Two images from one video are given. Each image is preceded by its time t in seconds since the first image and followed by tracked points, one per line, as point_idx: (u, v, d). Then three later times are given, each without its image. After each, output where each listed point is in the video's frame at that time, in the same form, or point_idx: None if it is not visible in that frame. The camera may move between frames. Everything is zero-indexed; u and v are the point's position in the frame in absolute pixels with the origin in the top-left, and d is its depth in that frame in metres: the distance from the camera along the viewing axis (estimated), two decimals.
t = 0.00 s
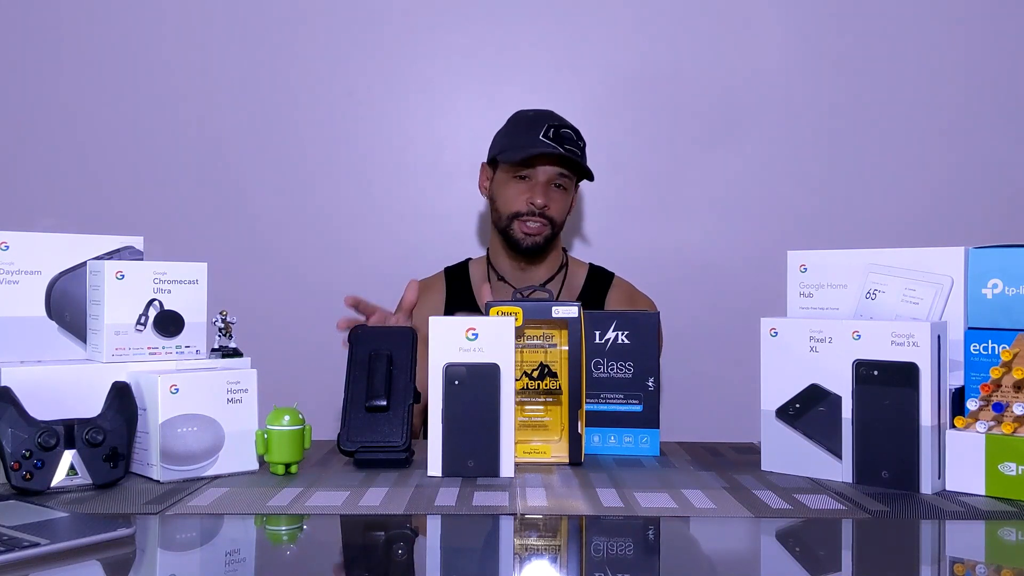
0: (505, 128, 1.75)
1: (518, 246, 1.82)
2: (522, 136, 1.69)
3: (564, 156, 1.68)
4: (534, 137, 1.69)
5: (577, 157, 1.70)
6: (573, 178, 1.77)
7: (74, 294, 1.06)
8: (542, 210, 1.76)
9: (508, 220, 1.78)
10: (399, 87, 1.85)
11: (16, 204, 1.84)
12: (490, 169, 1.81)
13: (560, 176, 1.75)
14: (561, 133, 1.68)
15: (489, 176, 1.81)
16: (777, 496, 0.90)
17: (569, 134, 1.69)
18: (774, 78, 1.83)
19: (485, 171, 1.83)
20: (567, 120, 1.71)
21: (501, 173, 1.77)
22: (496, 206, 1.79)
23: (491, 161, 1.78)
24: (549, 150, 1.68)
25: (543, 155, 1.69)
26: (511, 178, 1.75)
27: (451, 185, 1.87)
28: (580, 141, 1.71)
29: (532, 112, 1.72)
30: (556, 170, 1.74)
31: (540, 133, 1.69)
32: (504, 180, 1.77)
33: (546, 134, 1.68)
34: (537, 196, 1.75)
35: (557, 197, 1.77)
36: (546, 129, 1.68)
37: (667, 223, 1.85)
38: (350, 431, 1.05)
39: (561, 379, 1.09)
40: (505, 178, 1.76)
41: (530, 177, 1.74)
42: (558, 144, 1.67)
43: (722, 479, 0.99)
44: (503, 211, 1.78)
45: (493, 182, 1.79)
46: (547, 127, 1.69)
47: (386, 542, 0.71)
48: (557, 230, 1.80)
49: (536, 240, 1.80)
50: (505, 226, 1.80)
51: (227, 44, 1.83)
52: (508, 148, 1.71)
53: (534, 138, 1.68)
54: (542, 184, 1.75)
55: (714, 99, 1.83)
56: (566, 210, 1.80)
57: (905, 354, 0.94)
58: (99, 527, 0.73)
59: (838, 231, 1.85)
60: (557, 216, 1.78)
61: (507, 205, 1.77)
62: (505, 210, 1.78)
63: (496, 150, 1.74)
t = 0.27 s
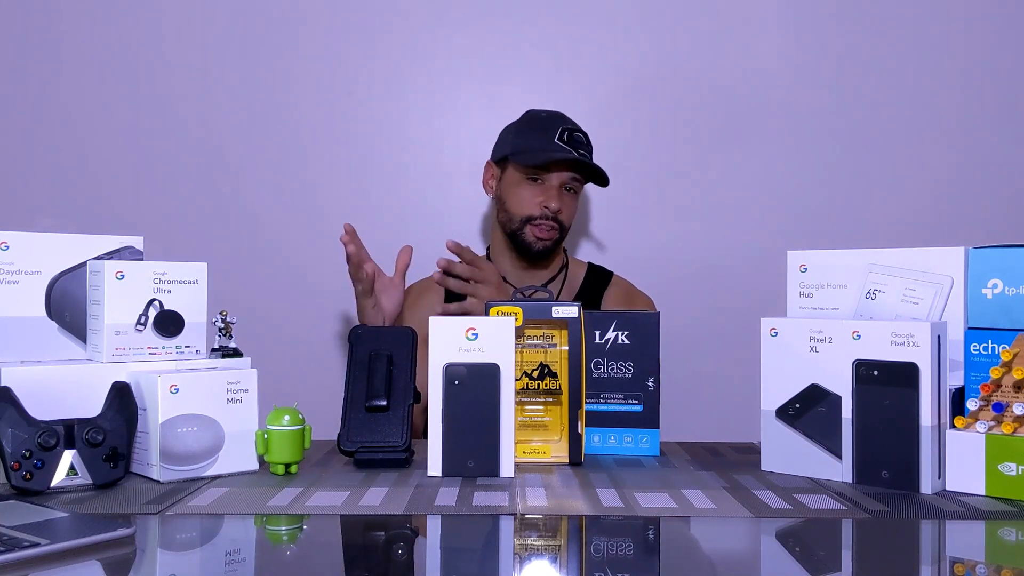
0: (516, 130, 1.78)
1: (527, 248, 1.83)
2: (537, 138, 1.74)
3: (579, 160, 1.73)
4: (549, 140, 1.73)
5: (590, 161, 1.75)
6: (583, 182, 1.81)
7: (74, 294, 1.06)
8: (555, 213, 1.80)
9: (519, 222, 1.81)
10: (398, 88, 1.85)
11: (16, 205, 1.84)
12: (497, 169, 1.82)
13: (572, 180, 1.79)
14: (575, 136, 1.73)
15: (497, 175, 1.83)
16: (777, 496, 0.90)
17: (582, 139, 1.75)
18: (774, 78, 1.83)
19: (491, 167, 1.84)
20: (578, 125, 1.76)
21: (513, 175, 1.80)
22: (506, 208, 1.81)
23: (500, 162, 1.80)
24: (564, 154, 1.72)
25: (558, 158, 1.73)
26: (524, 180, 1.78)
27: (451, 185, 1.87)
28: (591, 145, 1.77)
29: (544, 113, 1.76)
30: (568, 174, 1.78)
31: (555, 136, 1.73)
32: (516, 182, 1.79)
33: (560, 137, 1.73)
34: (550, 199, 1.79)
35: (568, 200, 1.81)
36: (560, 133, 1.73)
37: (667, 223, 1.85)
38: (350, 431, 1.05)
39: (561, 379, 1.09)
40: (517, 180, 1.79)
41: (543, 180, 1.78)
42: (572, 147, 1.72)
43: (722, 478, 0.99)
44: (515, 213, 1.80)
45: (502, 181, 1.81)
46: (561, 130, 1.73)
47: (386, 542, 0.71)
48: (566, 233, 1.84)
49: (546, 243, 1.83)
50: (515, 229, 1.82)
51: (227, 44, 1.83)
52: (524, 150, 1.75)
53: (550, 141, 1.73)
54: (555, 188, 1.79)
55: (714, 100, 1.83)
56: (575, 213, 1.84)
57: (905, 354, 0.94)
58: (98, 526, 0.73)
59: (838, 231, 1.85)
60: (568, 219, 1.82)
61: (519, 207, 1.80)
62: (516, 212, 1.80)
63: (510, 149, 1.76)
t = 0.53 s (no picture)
0: (509, 132, 1.80)
1: (520, 248, 1.84)
2: (528, 139, 1.77)
3: (570, 160, 1.75)
4: (541, 141, 1.77)
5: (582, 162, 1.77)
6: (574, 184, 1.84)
7: (74, 294, 1.06)
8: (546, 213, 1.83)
9: (512, 222, 1.83)
10: (398, 87, 1.85)
11: (16, 205, 1.84)
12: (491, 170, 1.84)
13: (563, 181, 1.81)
14: (566, 137, 1.76)
15: (490, 176, 1.84)
16: (777, 496, 0.90)
17: (574, 140, 1.78)
18: (774, 78, 1.83)
19: (485, 170, 1.85)
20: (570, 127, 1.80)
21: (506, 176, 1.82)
22: (499, 208, 1.83)
23: (494, 163, 1.82)
24: (555, 155, 1.75)
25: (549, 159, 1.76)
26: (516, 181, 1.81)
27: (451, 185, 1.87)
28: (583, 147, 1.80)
29: (538, 115, 1.79)
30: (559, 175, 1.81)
31: (547, 136, 1.77)
32: (508, 182, 1.81)
33: (552, 138, 1.76)
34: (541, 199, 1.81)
35: (560, 201, 1.83)
36: (552, 134, 1.76)
37: (667, 223, 1.85)
38: (350, 431, 1.05)
39: (561, 379, 1.09)
40: (510, 180, 1.81)
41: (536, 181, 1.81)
42: (563, 148, 1.75)
43: (722, 479, 0.98)
44: (508, 213, 1.82)
45: (496, 182, 1.82)
46: (553, 131, 1.77)
47: (386, 542, 0.71)
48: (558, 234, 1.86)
49: (539, 243, 1.84)
50: (508, 228, 1.83)
51: (227, 44, 1.83)
52: (516, 152, 1.78)
53: (542, 143, 1.76)
54: (547, 189, 1.81)
55: (714, 100, 1.83)
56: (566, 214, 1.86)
57: (905, 354, 0.94)
58: (98, 526, 0.73)
59: (838, 231, 1.85)
60: (559, 220, 1.84)
61: (512, 207, 1.82)
62: (509, 212, 1.82)
63: (503, 150, 1.79)
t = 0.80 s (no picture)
0: (493, 129, 1.75)
1: (512, 245, 1.82)
2: (511, 134, 1.70)
3: (554, 154, 1.68)
4: (523, 136, 1.69)
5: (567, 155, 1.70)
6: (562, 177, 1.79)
7: (74, 293, 1.06)
8: (535, 208, 1.77)
9: (502, 220, 1.79)
10: (398, 87, 1.85)
11: (16, 205, 1.84)
12: (480, 169, 1.81)
13: (551, 175, 1.77)
14: (550, 131, 1.69)
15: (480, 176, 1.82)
16: (777, 496, 0.90)
17: (558, 133, 1.70)
18: (774, 78, 1.83)
19: (475, 171, 1.83)
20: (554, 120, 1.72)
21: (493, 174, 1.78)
22: (489, 206, 1.80)
23: (481, 162, 1.78)
24: (539, 149, 1.68)
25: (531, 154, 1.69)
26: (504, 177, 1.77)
27: (450, 185, 1.87)
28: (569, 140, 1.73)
29: (522, 112, 1.72)
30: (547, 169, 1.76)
31: (530, 132, 1.69)
32: (496, 180, 1.77)
33: (535, 133, 1.69)
34: (529, 195, 1.76)
35: (549, 195, 1.78)
36: (535, 128, 1.69)
37: (666, 223, 1.85)
38: (350, 431, 1.05)
39: (560, 379, 1.09)
40: (497, 178, 1.77)
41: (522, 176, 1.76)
42: (547, 142, 1.67)
43: (722, 479, 0.98)
44: (497, 211, 1.79)
45: (484, 181, 1.79)
46: (536, 125, 1.69)
47: (386, 542, 0.71)
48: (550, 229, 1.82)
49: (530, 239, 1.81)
50: (499, 226, 1.80)
51: (227, 44, 1.83)
52: (498, 150, 1.71)
53: (524, 137, 1.69)
54: (534, 183, 1.76)
55: (714, 99, 1.83)
56: (557, 208, 1.82)
57: (905, 354, 0.94)
58: (98, 527, 0.73)
59: (837, 231, 1.85)
60: (549, 214, 1.80)
61: (500, 205, 1.78)
62: (499, 210, 1.78)
63: (488, 150, 1.74)
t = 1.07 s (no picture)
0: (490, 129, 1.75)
1: (509, 245, 1.83)
2: (505, 134, 1.70)
3: (549, 154, 1.68)
4: (518, 137, 1.69)
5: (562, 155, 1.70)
6: (559, 177, 1.79)
7: (74, 294, 1.06)
8: (531, 208, 1.78)
9: (498, 220, 1.80)
10: (398, 88, 1.85)
11: (16, 205, 1.84)
12: (477, 170, 1.81)
13: (547, 175, 1.77)
14: (545, 131, 1.69)
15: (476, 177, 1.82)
16: (777, 496, 0.90)
17: (554, 133, 1.70)
18: (774, 78, 1.83)
19: (473, 171, 1.83)
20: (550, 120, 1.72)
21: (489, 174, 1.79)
22: (485, 207, 1.81)
23: (477, 163, 1.79)
24: (533, 150, 1.68)
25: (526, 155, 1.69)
26: (500, 178, 1.77)
27: (450, 185, 1.87)
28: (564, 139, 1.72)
29: (517, 112, 1.72)
30: (543, 169, 1.76)
31: (525, 132, 1.69)
32: (492, 181, 1.78)
33: (530, 133, 1.69)
34: (525, 195, 1.77)
35: (545, 195, 1.79)
36: (530, 129, 1.69)
37: (667, 223, 1.85)
38: (350, 431, 1.05)
39: (560, 378, 1.09)
40: (493, 179, 1.78)
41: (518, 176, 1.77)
42: (541, 142, 1.68)
43: (722, 479, 0.98)
44: (493, 211, 1.79)
45: (481, 182, 1.80)
46: (531, 126, 1.69)
47: (386, 542, 0.71)
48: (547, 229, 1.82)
49: (526, 239, 1.82)
50: (495, 227, 1.81)
51: (227, 44, 1.83)
52: (493, 151, 1.72)
53: (519, 138, 1.69)
54: (530, 183, 1.77)
55: (714, 99, 1.83)
56: (554, 208, 1.82)
57: (905, 354, 0.94)
58: (98, 527, 0.73)
59: (837, 231, 1.85)
60: (546, 215, 1.80)
61: (497, 205, 1.79)
62: (495, 211, 1.79)
63: (484, 150, 1.74)
